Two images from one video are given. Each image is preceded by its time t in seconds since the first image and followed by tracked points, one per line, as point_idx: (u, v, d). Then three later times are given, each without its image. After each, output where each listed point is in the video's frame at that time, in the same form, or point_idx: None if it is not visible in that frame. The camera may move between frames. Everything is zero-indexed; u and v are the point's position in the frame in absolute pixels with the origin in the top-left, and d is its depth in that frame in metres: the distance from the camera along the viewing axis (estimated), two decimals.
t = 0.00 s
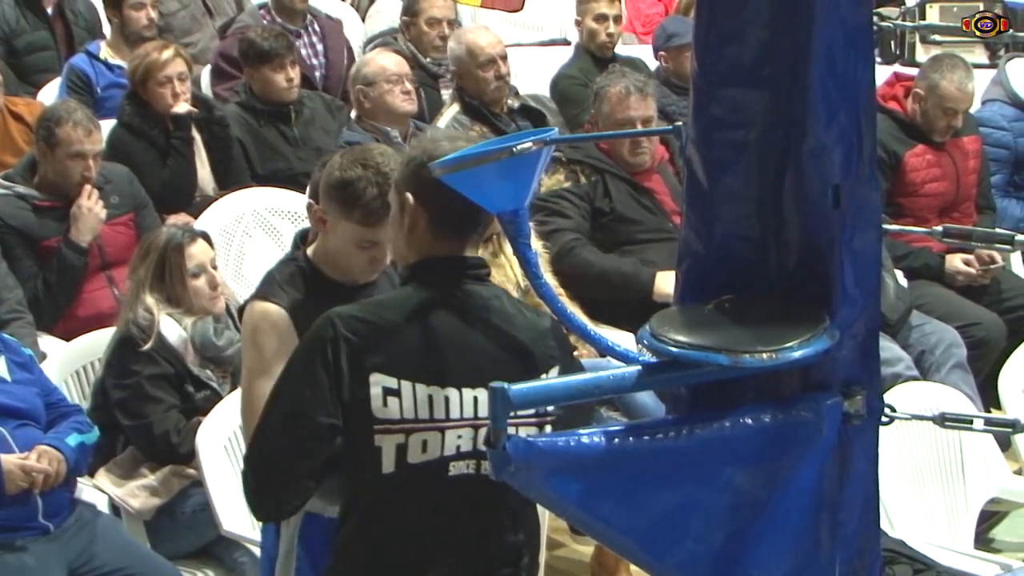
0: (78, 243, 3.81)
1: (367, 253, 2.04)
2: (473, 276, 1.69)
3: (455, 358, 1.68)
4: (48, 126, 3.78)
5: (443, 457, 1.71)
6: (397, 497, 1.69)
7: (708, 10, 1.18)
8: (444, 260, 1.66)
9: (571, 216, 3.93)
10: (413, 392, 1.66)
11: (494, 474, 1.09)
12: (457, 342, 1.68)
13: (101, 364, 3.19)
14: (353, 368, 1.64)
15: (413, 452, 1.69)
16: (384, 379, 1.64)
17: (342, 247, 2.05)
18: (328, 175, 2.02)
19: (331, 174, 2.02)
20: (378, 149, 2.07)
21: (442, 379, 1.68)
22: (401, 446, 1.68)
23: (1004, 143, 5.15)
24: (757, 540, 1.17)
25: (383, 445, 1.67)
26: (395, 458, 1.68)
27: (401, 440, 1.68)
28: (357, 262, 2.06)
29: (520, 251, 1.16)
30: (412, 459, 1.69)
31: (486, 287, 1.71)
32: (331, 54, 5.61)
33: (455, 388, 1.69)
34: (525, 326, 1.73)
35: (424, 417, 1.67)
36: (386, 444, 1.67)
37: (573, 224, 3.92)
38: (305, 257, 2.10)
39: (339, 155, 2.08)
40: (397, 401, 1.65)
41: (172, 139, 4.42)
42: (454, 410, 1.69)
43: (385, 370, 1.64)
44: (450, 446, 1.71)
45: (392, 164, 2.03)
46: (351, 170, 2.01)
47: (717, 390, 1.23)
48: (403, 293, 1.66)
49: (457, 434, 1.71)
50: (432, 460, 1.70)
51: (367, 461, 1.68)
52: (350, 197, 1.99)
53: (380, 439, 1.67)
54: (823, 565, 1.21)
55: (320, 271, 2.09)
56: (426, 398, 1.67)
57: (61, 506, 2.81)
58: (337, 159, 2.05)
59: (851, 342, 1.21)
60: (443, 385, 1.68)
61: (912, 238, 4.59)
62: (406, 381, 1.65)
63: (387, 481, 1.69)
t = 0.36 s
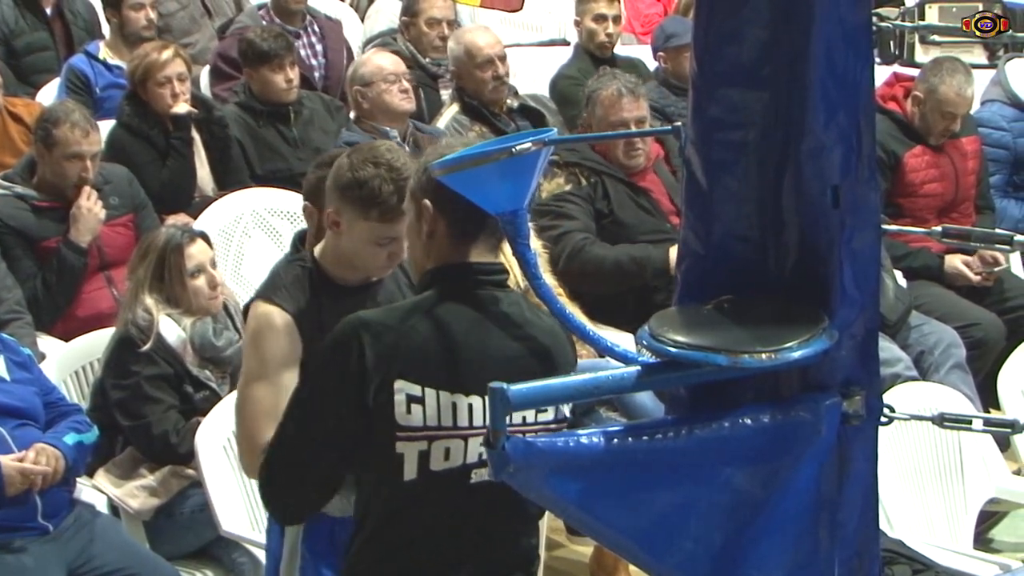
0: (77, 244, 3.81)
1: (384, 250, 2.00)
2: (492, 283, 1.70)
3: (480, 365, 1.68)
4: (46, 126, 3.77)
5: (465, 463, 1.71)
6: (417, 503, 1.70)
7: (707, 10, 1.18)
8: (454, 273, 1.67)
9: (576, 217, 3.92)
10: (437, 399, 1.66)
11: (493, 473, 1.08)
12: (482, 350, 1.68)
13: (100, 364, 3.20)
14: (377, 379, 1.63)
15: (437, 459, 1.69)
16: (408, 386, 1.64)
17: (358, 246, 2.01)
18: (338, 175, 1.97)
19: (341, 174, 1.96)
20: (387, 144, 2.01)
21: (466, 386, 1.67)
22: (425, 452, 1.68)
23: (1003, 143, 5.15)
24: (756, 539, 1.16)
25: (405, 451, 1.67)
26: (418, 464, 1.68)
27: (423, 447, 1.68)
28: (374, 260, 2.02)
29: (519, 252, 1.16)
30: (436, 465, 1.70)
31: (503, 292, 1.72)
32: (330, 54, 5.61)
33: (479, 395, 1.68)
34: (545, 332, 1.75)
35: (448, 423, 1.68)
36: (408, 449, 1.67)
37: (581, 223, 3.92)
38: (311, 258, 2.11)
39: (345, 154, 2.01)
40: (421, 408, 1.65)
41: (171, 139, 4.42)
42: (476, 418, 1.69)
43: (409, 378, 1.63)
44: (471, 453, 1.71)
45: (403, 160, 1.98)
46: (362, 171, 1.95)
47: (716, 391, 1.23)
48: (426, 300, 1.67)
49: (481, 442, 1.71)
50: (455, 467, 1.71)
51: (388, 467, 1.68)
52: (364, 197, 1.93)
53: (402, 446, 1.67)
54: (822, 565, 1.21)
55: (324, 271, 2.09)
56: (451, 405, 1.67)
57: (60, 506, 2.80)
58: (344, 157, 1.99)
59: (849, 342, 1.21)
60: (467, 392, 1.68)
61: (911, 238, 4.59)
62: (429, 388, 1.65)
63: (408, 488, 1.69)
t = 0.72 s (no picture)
0: (75, 244, 3.81)
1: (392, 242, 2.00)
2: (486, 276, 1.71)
3: (478, 356, 1.69)
4: (37, 124, 3.77)
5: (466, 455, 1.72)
6: (421, 498, 1.71)
7: (707, 11, 1.18)
8: (447, 270, 1.67)
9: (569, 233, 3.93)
10: (435, 391, 1.67)
11: (493, 474, 1.08)
12: (478, 341, 1.69)
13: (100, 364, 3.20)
14: (375, 376, 1.63)
15: (437, 452, 1.70)
16: (406, 379, 1.64)
17: (366, 240, 2.00)
18: (342, 171, 1.97)
19: (345, 169, 1.97)
20: (386, 139, 2.02)
21: (464, 378, 1.68)
22: (426, 445, 1.69)
23: (1003, 142, 5.15)
24: (755, 540, 1.16)
25: (405, 446, 1.68)
26: (419, 458, 1.69)
27: (424, 440, 1.68)
28: (384, 252, 2.02)
29: (518, 252, 1.16)
30: (437, 458, 1.70)
31: (498, 286, 1.73)
32: (330, 54, 5.61)
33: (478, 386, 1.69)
34: (541, 325, 1.76)
35: (450, 415, 1.69)
36: (408, 443, 1.68)
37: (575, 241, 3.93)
38: (308, 258, 2.11)
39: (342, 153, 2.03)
40: (420, 401, 1.66)
41: (171, 139, 4.41)
42: (475, 409, 1.70)
43: (406, 370, 1.65)
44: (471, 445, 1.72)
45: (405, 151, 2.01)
46: (368, 162, 1.96)
47: (716, 392, 1.23)
48: (421, 296, 1.67)
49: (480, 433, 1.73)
50: (457, 459, 1.72)
51: (389, 464, 1.68)
52: (375, 188, 1.94)
53: (403, 440, 1.67)
54: (823, 565, 1.21)
55: (322, 271, 2.09)
56: (450, 396, 1.68)
57: (60, 506, 2.80)
58: (342, 155, 2.01)
59: (849, 342, 1.21)
60: (465, 383, 1.68)
61: (911, 238, 4.59)
62: (427, 380, 1.66)
63: (411, 483, 1.70)
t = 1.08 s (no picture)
0: (74, 244, 3.80)
1: (400, 238, 2.00)
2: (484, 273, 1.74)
3: (471, 353, 1.72)
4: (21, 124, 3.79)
5: (460, 451, 1.75)
6: (416, 493, 1.75)
7: (707, 10, 1.18)
8: (444, 265, 1.72)
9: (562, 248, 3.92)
10: (426, 385, 1.71)
11: (493, 473, 1.08)
12: (472, 338, 1.72)
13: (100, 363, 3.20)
14: (366, 369, 1.68)
15: (430, 446, 1.74)
16: (396, 373, 1.69)
17: (374, 236, 2.00)
18: (350, 166, 1.98)
19: (354, 164, 1.98)
20: (391, 138, 2.05)
21: (457, 372, 1.72)
22: (418, 439, 1.73)
23: (1003, 142, 5.15)
24: (754, 540, 1.16)
25: (398, 440, 1.72)
26: (412, 453, 1.73)
27: (416, 435, 1.73)
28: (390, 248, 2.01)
29: (518, 252, 1.16)
30: (429, 453, 1.74)
31: (498, 283, 1.75)
32: (330, 53, 5.61)
33: (470, 381, 1.73)
34: (540, 322, 1.78)
35: (441, 410, 1.73)
36: (401, 438, 1.72)
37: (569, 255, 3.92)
38: (306, 260, 2.11)
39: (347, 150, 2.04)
40: (410, 395, 1.70)
41: (171, 138, 4.42)
42: (468, 404, 1.74)
43: (397, 365, 1.68)
44: (465, 440, 1.76)
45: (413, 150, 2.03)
46: (380, 156, 1.97)
47: (716, 390, 1.23)
48: (416, 293, 1.70)
49: (473, 428, 1.76)
50: (450, 454, 1.75)
51: (384, 457, 1.73)
52: (388, 180, 1.95)
53: (394, 435, 1.72)
54: (823, 566, 1.21)
55: (321, 274, 2.10)
56: (442, 390, 1.72)
57: (60, 506, 2.80)
58: (351, 150, 2.02)
59: (849, 342, 1.21)
60: (457, 377, 1.72)
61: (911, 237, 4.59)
62: (418, 374, 1.70)
63: (405, 477, 1.74)
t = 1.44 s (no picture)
0: (79, 241, 3.82)
1: (412, 239, 2.01)
2: (497, 271, 1.74)
3: (479, 351, 1.72)
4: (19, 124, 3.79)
5: (467, 448, 1.75)
6: (423, 491, 1.75)
7: (715, 9, 1.18)
8: (453, 261, 1.73)
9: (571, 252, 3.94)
10: (434, 382, 1.71)
11: (502, 472, 1.08)
12: (480, 336, 1.73)
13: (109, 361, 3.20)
14: (376, 363, 1.70)
15: (436, 443, 1.74)
16: (405, 369, 1.70)
17: (385, 235, 2.01)
18: (368, 164, 1.99)
19: (371, 161, 1.99)
20: (409, 138, 2.05)
21: (465, 369, 1.72)
22: (425, 436, 1.74)
23: (1013, 140, 5.14)
24: (761, 539, 1.16)
25: (405, 436, 1.73)
26: (419, 448, 1.74)
27: (423, 431, 1.74)
28: (399, 248, 2.02)
29: (528, 250, 1.16)
30: (436, 449, 1.75)
31: (509, 282, 1.76)
32: (338, 51, 5.62)
33: (477, 378, 1.72)
34: (552, 321, 1.78)
35: (447, 407, 1.73)
36: (409, 433, 1.73)
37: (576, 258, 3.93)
38: (314, 258, 2.12)
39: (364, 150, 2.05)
40: (417, 392, 1.71)
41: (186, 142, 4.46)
42: (475, 401, 1.74)
43: (406, 361, 1.70)
44: (471, 438, 1.75)
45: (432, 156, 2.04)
46: (399, 157, 1.99)
47: (724, 389, 1.23)
48: (427, 289, 1.72)
49: (480, 426, 1.76)
50: (456, 451, 1.75)
51: (392, 453, 1.75)
52: (405, 180, 1.97)
53: (402, 430, 1.73)
54: (831, 565, 1.21)
55: (330, 271, 2.10)
56: (448, 387, 1.72)
57: (69, 504, 2.81)
58: (369, 148, 2.03)
59: (857, 340, 1.22)
60: (465, 375, 1.72)
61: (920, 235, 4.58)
62: (426, 371, 1.71)
63: (411, 474, 1.75)
